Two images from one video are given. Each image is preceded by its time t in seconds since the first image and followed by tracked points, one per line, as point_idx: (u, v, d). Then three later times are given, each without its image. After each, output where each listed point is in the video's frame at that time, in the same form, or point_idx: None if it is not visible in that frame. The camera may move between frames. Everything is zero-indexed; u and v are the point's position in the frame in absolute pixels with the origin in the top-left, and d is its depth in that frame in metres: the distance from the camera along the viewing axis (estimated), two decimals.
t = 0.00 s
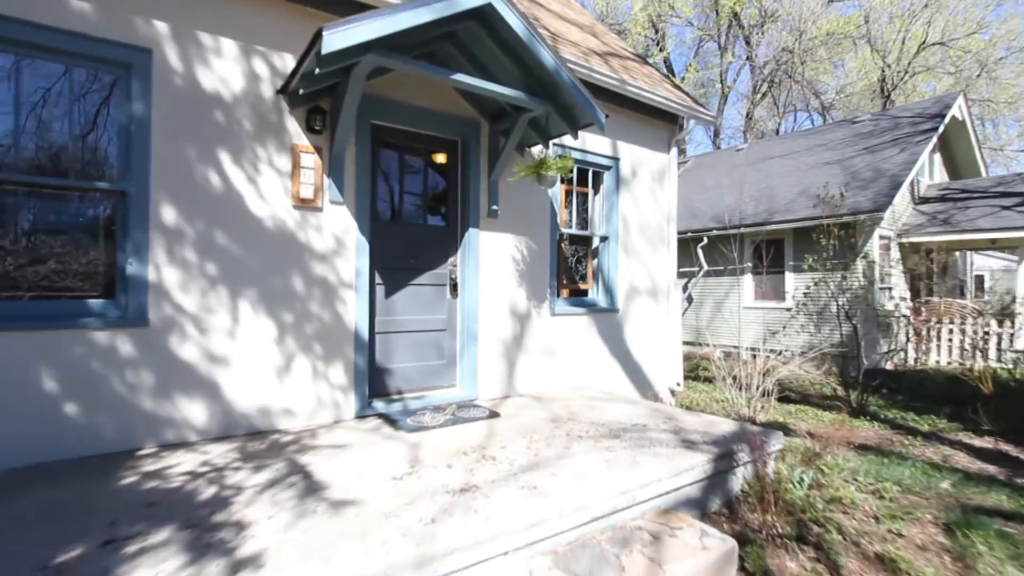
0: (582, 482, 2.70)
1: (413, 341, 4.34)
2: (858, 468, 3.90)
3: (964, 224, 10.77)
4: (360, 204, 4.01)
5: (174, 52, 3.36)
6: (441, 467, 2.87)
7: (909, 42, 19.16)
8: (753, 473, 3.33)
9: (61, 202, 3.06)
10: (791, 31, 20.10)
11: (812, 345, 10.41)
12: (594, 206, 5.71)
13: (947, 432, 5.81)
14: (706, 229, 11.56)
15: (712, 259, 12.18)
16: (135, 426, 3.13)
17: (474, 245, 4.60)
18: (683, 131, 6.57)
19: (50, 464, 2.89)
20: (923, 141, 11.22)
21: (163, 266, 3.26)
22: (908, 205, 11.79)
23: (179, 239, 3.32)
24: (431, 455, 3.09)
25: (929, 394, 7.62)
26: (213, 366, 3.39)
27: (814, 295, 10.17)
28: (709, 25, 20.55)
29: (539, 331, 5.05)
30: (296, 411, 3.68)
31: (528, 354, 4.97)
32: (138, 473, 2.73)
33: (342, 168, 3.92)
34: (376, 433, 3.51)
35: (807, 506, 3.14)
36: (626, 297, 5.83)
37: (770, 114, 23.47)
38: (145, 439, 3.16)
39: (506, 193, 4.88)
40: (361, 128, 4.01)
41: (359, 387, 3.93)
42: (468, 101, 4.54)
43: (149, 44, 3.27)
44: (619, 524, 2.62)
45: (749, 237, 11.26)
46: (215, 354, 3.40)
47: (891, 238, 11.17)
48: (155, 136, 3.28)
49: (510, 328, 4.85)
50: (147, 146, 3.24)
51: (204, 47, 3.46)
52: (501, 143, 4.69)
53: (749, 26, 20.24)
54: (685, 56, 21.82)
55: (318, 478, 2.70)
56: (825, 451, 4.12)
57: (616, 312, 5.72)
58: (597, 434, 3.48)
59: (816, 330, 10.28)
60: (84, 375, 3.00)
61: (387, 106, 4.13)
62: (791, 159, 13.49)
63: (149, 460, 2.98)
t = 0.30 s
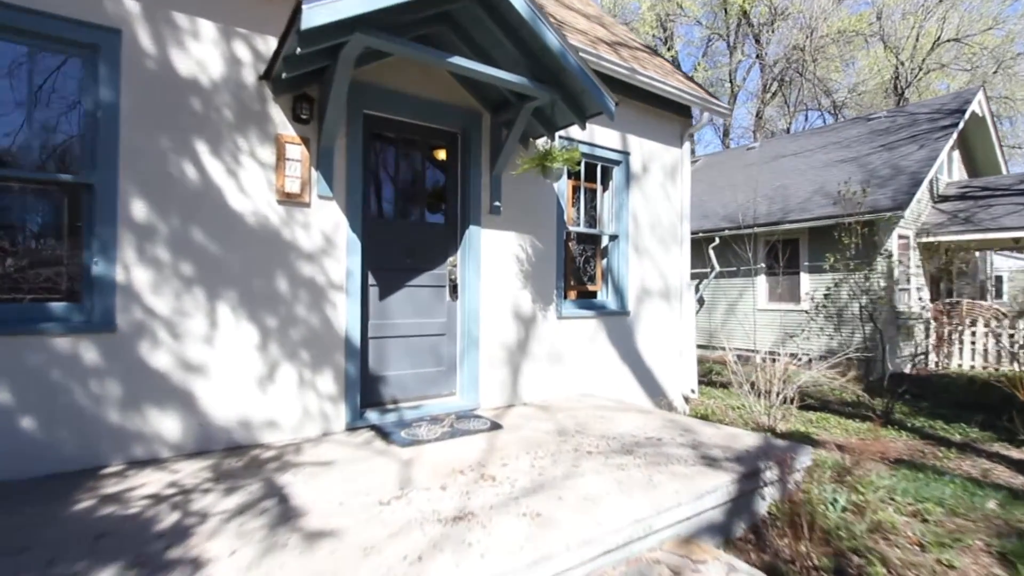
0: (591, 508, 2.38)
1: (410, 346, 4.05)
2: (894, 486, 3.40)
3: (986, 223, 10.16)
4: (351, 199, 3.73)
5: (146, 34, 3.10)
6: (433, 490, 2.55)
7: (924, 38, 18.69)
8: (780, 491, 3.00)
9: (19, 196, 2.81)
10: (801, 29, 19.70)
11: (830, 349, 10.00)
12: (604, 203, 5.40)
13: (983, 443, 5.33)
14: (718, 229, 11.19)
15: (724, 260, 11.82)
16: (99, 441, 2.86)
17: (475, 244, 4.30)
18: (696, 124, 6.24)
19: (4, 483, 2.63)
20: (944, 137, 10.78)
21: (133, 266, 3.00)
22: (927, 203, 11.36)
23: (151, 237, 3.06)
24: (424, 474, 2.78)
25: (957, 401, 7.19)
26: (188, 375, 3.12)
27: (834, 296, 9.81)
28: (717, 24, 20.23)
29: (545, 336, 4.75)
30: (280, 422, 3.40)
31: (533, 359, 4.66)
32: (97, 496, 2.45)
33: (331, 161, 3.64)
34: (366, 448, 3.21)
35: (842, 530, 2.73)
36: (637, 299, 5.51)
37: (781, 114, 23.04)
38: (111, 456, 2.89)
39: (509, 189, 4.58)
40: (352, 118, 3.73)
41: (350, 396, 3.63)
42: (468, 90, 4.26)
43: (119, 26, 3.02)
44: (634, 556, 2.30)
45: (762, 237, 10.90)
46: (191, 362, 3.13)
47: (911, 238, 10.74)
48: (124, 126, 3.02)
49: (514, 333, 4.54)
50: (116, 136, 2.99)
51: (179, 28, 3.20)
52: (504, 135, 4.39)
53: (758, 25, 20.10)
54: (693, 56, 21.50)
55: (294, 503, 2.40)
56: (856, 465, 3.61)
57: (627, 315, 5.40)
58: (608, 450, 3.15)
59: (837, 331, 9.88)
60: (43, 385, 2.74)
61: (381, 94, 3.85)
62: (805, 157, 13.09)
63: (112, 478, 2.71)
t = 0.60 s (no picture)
0: (608, 546, 2.07)
1: (406, 354, 3.75)
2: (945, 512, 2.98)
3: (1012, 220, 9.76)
4: (343, 196, 3.44)
5: (117, 14, 2.82)
6: (426, 523, 2.25)
7: (937, 35, 18.22)
8: (817, 520, 2.67)
9: None
10: (811, 26, 19.29)
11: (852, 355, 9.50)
12: (614, 201, 5.08)
13: None
14: (730, 229, 10.85)
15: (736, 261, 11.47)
16: (59, 460, 2.59)
17: (477, 245, 4.00)
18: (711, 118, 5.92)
19: None
20: (965, 133, 10.35)
21: (102, 267, 2.72)
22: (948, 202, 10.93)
23: (121, 236, 2.78)
24: (417, 502, 2.48)
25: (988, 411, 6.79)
26: (161, 388, 2.84)
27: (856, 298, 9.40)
28: (724, 23, 19.94)
29: (552, 342, 4.43)
30: (264, 438, 3.11)
31: (540, 368, 4.35)
32: (48, 528, 2.18)
33: (321, 154, 3.35)
34: (355, 468, 2.92)
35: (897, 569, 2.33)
36: (650, 302, 5.19)
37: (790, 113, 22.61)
38: (73, 477, 2.62)
39: (514, 185, 4.28)
40: (343, 108, 3.45)
41: (341, 409, 3.35)
42: (470, 79, 3.96)
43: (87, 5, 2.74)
44: None
45: (776, 237, 10.55)
46: (164, 374, 2.85)
47: (931, 238, 10.32)
48: (93, 114, 2.75)
49: (519, 339, 4.23)
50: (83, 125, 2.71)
51: (154, 9, 2.93)
52: (508, 128, 4.09)
53: (766, 23, 19.75)
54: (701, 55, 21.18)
55: (268, 538, 2.11)
56: (899, 490, 3.18)
57: (639, 319, 5.08)
58: (623, 472, 2.83)
59: (863, 339, 9.33)
60: None
61: (376, 82, 3.56)
62: (818, 155, 12.71)
63: (71, 505, 2.44)
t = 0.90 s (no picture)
0: None
1: (402, 365, 3.46)
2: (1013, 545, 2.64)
3: None
4: (334, 193, 3.16)
5: None
6: (423, 563, 1.95)
7: (946, 35, 17.92)
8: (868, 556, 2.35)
9: None
10: (818, 26, 19.01)
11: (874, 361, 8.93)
12: (626, 200, 4.79)
13: None
14: (741, 231, 10.54)
15: (746, 265, 11.15)
16: (13, 487, 2.30)
17: (480, 247, 3.72)
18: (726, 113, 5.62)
19: None
20: (984, 131, 10.02)
21: (65, 270, 2.44)
22: (966, 203, 10.57)
23: (87, 235, 2.49)
24: (414, 536, 2.18)
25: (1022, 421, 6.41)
26: (131, 405, 2.55)
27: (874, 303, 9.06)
28: (728, 25, 19.69)
29: (561, 350, 4.14)
30: (248, 457, 2.83)
31: (548, 378, 4.05)
32: None
33: (311, 147, 3.07)
34: (345, 493, 2.62)
35: None
36: (665, 307, 4.89)
37: (796, 115, 22.31)
38: (29, 506, 2.33)
39: (519, 183, 4.00)
40: (335, 99, 3.18)
41: (331, 425, 3.06)
42: (472, 69, 3.69)
43: None
44: None
45: (788, 239, 10.22)
46: (134, 389, 2.56)
47: (950, 240, 9.96)
48: (57, 100, 2.46)
49: (526, 348, 3.93)
50: (45, 113, 2.43)
51: None
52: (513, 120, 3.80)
53: (771, 23, 19.37)
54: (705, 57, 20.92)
55: None
56: (951, 516, 2.97)
57: (653, 325, 4.77)
58: (643, 499, 2.54)
59: (889, 343, 8.75)
60: None
61: (370, 72, 3.29)
62: (829, 156, 12.39)
63: (22, 540, 2.15)
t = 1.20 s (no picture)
0: None
1: (400, 378, 3.16)
2: None
3: None
4: (325, 190, 2.86)
5: None
6: None
7: (957, 32, 17.59)
8: None
9: None
10: (826, 24, 18.68)
11: (900, 371, 8.52)
12: (641, 197, 4.49)
13: None
14: (752, 233, 10.22)
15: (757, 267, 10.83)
16: None
17: (486, 246, 3.44)
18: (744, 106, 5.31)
19: None
20: (1006, 128, 9.69)
21: (14, 274, 2.13)
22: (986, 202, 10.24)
23: (41, 234, 2.19)
24: None
25: None
26: (91, 427, 2.24)
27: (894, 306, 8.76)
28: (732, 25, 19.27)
29: (572, 360, 3.83)
30: (226, 484, 2.52)
31: (559, 391, 3.75)
32: None
33: (299, 138, 2.78)
34: (335, 527, 2.32)
35: None
36: (682, 313, 4.58)
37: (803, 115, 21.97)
38: None
39: (529, 178, 3.71)
40: (326, 85, 2.88)
41: (321, 446, 2.77)
42: (476, 55, 3.39)
43: None
44: None
45: (802, 241, 9.90)
46: (94, 410, 2.25)
47: (970, 241, 9.63)
48: (7, 82, 2.16)
49: (535, 357, 3.63)
50: None
51: None
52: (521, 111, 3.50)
53: (777, 22, 18.84)
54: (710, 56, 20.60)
55: None
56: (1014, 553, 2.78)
57: (669, 332, 4.46)
58: (670, 536, 2.25)
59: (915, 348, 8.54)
60: None
61: (364, 56, 2.99)
62: (841, 155, 12.06)
63: None
